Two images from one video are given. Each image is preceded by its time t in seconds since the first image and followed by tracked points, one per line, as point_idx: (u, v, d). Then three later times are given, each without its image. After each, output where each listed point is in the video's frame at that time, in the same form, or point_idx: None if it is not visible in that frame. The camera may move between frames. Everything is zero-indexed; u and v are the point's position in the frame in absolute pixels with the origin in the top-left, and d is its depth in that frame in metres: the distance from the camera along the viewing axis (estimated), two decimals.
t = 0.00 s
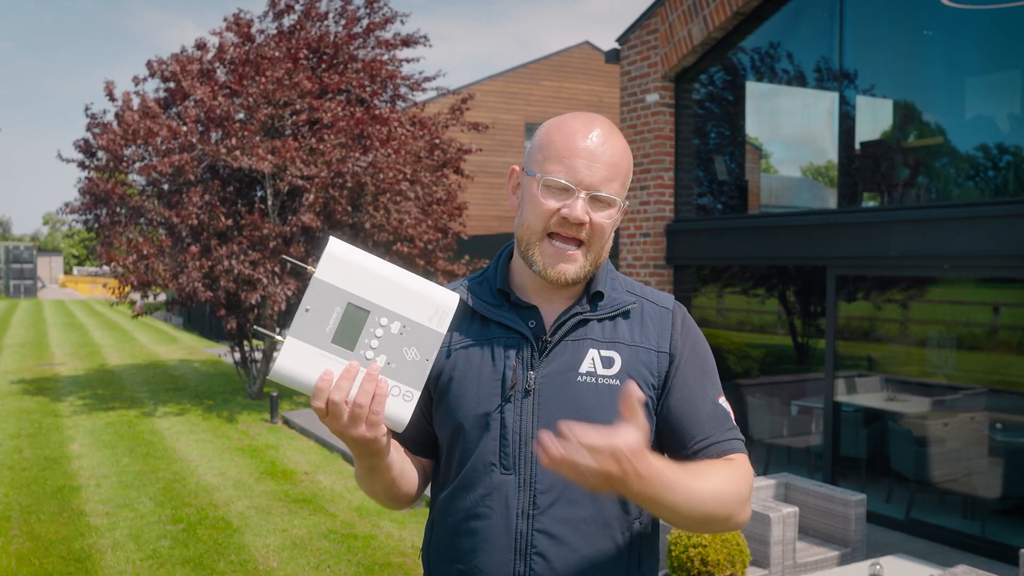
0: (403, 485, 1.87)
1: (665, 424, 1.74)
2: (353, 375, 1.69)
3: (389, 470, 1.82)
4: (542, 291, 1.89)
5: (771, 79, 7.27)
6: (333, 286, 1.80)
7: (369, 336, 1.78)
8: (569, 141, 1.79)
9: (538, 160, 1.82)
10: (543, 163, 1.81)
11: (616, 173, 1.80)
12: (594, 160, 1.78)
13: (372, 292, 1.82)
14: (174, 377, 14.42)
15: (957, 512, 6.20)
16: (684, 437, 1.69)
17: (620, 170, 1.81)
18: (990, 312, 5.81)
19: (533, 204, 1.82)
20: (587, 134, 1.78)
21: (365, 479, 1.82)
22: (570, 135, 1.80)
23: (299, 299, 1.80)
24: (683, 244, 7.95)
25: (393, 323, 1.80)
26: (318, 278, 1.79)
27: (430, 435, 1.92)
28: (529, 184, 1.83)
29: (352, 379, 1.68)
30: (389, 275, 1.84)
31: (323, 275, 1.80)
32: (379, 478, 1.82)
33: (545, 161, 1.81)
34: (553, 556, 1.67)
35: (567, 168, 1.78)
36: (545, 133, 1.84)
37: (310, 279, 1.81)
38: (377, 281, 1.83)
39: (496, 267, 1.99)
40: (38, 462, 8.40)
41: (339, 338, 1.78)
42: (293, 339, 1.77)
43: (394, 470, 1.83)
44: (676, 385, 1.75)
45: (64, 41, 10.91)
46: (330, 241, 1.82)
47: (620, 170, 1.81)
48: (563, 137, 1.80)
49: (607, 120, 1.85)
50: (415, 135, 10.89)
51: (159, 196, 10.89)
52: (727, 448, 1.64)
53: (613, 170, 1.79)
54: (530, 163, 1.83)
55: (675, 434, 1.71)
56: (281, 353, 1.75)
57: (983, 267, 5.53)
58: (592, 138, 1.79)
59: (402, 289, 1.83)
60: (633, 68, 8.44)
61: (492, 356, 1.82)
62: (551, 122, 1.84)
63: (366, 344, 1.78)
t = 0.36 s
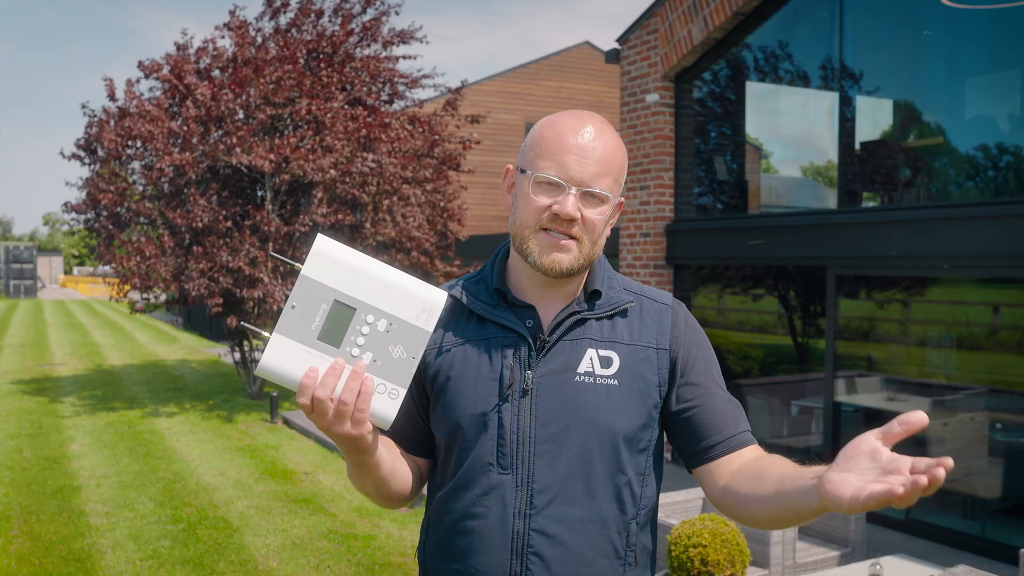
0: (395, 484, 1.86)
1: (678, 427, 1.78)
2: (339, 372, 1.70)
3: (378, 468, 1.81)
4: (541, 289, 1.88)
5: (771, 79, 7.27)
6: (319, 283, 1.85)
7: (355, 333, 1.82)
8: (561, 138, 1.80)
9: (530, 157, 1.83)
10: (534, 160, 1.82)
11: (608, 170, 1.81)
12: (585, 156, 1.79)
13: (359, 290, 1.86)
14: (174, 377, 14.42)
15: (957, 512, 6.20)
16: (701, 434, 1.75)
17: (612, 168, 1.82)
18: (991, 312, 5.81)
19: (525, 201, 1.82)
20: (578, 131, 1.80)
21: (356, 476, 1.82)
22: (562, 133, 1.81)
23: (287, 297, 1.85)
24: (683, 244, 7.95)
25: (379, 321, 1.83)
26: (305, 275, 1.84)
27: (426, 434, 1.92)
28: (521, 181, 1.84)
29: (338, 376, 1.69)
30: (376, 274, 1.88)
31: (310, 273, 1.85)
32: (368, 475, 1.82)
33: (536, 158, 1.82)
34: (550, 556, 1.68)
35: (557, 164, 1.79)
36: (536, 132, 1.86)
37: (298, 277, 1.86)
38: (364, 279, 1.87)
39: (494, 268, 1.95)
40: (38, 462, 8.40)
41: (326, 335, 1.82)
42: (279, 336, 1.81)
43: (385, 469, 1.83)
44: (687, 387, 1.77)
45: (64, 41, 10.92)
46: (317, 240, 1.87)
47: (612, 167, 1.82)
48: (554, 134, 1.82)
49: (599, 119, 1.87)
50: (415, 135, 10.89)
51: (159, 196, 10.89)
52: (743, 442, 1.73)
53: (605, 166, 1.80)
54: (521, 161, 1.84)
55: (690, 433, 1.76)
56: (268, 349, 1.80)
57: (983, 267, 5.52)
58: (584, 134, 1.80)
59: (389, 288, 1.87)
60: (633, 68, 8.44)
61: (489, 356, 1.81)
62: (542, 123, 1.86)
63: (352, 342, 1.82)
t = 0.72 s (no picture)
0: (403, 491, 1.87)
1: (664, 443, 1.80)
2: (347, 388, 1.70)
3: (383, 477, 1.81)
4: (541, 291, 1.89)
5: (771, 80, 7.27)
6: (334, 297, 1.82)
7: (366, 349, 1.79)
8: (548, 136, 1.80)
9: (520, 158, 1.83)
10: (524, 161, 1.81)
11: (598, 166, 1.80)
12: (574, 153, 1.78)
13: (373, 305, 1.83)
14: (174, 377, 14.41)
15: (957, 511, 6.20)
16: (689, 448, 1.79)
17: (603, 162, 1.81)
18: (990, 312, 5.81)
19: (517, 203, 1.82)
20: (567, 129, 1.79)
21: (362, 486, 1.83)
22: (550, 131, 1.81)
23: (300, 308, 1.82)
24: (683, 244, 7.94)
25: (391, 339, 1.80)
26: (320, 286, 1.81)
27: (428, 436, 1.91)
28: (512, 183, 1.83)
29: (345, 392, 1.70)
30: (391, 290, 1.84)
31: (324, 286, 1.82)
32: (374, 485, 1.82)
33: (526, 159, 1.81)
34: (553, 559, 1.68)
35: (546, 163, 1.79)
36: (526, 133, 1.85)
37: (312, 289, 1.83)
38: (377, 294, 1.83)
39: (494, 269, 1.98)
40: (38, 462, 8.40)
41: (336, 349, 1.80)
42: (290, 347, 1.79)
43: (390, 478, 1.83)
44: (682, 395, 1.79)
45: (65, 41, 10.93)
46: (333, 251, 1.84)
47: (602, 162, 1.81)
48: (543, 134, 1.81)
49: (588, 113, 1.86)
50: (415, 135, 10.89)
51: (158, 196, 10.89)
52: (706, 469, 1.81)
53: (594, 161, 1.80)
54: (511, 161, 1.84)
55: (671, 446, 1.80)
56: (278, 360, 1.78)
57: (983, 267, 5.53)
58: (573, 132, 1.80)
59: (403, 305, 1.83)
60: (633, 68, 8.44)
61: (492, 359, 1.81)
62: (531, 124, 1.85)
63: (362, 357, 1.79)
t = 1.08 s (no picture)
0: (417, 495, 1.87)
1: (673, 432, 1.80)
2: (380, 400, 1.67)
3: (404, 484, 1.81)
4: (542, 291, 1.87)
5: (771, 80, 7.27)
6: (361, 309, 1.76)
7: (395, 360, 1.77)
8: (535, 146, 1.74)
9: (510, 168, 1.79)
10: (514, 170, 1.76)
11: (587, 176, 1.73)
12: (560, 165, 1.72)
13: (400, 314, 1.78)
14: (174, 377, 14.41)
15: (957, 511, 6.21)
16: (691, 447, 1.78)
17: (592, 170, 1.73)
18: (990, 312, 5.81)
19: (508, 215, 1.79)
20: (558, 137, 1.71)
21: (380, 491, 1.83)
22: (541, 138, 1.73)
23: (326, 320, 1.76)
24: (683, 244, 7.95)
25: (419, 348, 1.78)
26: (347, 300, 1.76)
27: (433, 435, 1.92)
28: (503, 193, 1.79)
29: (378, 404, 1.66)
30: (416, 297, 1.80)
31: (351, 298, 1.76)
32: (394, 491, 1.82)
33: (516, 169, 1.76)
34: (551, 557, 1.68)
35: (530, 175, 1.74)
36: (523, 137, 1.79)
37: (338, 301, 1.76)
38: (403, 303, 1.79)
39: (498, 269, 1.98)
40: (38, 462, 8.40)
41: (366, 361, 1.76)
42: (320, 362, 1.73)
43: (408, 485, 1.83)
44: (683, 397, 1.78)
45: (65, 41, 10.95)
46: (357, 261, 1.77)
47: (592, 171, 1.73)
48: (534, 142, 1.74)
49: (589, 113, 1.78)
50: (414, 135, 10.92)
51: (158, 196, 10.90)
52: (731, 460, 1.77)
53: (581, 171, 1.73)
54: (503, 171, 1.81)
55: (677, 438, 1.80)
56: (308, 378, 1.71)
57: (982, 267, 5.53)
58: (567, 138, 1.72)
59: (428, 312, 1.80)
60: (633, 68, 8.44)
61: (496, 357, 1.82)
62: (527, 129, 1.79)
63: (391, 368, 1.76)
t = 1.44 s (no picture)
0: (414, 491, 1.88)
1: (673, 441, 1.80)
2: (374, 396, 1.68)
3: (399, 481, 1.82)
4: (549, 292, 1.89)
5: (771, 80, 7.27)
6: (362, 303, 1.75)
7: (393, 357, 1.76)
8: (499, 158, 1.79)
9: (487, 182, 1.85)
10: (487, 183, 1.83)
11: (547, 178, 1.75)
12: (518, 172, 1.76)
13: (400, 312, 1.77)
14: (174, 377, 14.41)
15: (957, 511, 6.21)
16: (693, 457, 1.79)
17: (551, 170, 1.75)
18: (990, 312, 5.81)
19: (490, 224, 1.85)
20: (517, 145, 1.76)
21: (374, 486, 1.83)
22: (506, 149, 1.79)
23: (326, 313, 1.75)
24: (683, 244, 7.95)
25: (418, 346, 1.76)
26: (348, 294, 1.75)
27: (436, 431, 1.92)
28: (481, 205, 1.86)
29: (372, 400, 1.67)
30: (417, 296, 1.79)
31: (353, 292, 1.75)
32: (389, 487, 1.83)
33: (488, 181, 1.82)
34: (553, 559, 1.68)
35: (497, 185, 1.79)
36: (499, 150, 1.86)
37: (339, 294, 1.76)
38: (404, 300, 1.78)
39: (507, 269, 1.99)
40: (38, 462, 8.40)
41: (363, 357, 1.75)
42: (317, 355, 1.72)
43: (405, 482, 1.83)
44: (684, 406, 1.78)
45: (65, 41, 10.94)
46: (361, 256, 1.77)
47: (553, 172, 1.75)
48: (502, 153, 1.80)
49: (556, 114, 1.80)
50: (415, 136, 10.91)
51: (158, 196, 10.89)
52: (723, 474, 1.79)
53: (540, 173, 1.75)
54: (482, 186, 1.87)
55: (674, 447, 1.81)
56: (304, 366, 1.71)
57: (982, 267, 5.53)
58: (524, 146, 1.76)
59: (428, 311, 1.79)
60: (633, 68, 8.43)
61: (503, 357, 1.82)
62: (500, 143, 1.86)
63: (389, 365, 1.76)
